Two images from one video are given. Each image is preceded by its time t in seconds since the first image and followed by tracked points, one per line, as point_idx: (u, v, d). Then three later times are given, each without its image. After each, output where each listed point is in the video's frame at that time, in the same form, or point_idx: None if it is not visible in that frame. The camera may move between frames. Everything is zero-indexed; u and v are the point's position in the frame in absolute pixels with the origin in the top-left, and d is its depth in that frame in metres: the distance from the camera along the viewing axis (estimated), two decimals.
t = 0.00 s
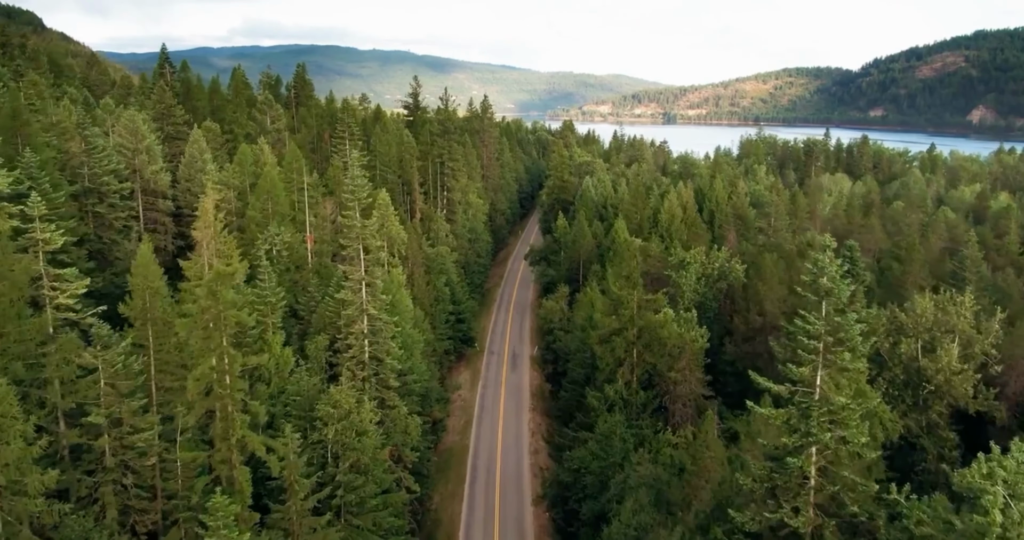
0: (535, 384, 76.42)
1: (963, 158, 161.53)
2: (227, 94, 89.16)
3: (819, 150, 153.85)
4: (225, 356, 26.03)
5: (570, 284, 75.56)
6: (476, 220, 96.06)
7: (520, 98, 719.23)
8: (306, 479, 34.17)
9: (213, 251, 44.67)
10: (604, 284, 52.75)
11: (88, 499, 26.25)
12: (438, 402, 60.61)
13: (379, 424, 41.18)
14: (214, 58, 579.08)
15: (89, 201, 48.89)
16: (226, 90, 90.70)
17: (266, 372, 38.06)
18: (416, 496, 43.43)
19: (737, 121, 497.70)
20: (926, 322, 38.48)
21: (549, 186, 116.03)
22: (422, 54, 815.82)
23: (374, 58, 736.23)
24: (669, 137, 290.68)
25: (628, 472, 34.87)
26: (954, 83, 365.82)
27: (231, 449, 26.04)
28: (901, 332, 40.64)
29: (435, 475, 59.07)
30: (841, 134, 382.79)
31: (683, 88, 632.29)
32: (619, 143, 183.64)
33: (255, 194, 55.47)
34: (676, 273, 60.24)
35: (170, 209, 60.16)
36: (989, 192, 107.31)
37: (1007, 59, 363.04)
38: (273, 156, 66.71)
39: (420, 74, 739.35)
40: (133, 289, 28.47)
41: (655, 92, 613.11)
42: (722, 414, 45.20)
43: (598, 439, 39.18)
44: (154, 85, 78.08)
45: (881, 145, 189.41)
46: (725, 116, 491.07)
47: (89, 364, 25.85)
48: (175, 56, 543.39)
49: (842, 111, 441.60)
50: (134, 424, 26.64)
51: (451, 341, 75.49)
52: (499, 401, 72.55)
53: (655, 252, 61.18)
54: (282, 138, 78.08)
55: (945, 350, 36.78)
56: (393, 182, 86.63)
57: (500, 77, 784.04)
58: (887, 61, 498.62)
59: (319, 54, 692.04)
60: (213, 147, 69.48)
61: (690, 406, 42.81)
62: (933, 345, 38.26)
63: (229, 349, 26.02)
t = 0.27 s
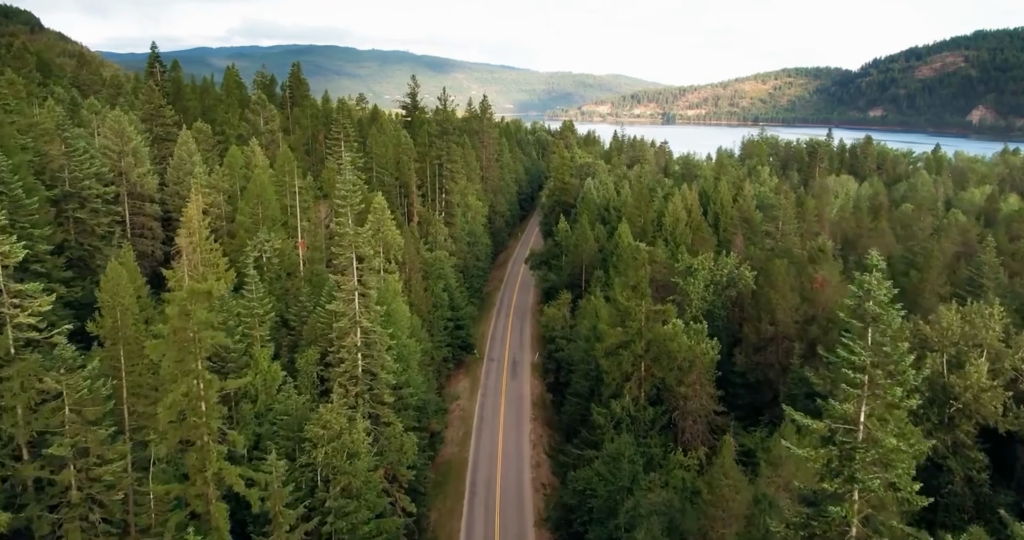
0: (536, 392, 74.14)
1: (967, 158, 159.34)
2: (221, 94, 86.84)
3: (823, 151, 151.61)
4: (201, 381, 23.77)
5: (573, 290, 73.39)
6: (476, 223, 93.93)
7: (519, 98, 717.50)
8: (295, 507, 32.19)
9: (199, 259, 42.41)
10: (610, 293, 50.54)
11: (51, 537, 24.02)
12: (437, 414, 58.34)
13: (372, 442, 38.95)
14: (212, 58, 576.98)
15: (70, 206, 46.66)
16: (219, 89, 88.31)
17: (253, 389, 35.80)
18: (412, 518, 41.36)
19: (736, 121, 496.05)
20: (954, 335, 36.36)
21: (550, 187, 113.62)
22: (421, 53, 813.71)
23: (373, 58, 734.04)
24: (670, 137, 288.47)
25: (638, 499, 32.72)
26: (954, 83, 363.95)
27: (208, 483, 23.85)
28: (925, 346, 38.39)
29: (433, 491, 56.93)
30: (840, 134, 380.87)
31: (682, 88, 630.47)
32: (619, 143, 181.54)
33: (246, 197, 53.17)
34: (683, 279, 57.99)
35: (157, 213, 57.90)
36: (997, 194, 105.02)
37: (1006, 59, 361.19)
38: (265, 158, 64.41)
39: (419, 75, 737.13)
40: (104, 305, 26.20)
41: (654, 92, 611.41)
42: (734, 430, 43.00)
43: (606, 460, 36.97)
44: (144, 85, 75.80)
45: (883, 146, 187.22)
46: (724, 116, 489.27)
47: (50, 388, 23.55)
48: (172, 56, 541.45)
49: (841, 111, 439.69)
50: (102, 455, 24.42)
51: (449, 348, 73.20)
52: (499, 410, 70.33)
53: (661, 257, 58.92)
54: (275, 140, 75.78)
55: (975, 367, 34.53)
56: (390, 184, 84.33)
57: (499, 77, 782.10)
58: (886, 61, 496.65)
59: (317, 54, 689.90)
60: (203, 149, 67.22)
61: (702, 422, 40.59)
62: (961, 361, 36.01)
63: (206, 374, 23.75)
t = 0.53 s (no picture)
0: (537, 403, 71.52)
1: (972, 158, 156.95)
2: (212, 94, 84.09)
3: (827, 152, 149.13)
4: (166, 417, 21.15)
5: (576, 297, 70.83)
6: (475, 226, 91.24)
7: (517, 97, 714.94)
8: None
9: (179, 269, 39.81)
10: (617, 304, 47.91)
11: None
12: (434, 429, 55.72)
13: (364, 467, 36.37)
14: (209, 57, 573.73)
15: (45, 212, 44.03)
16: (210, 89, 85.56)
17: (234, 411, 33.18)
18: None
19: (735, 121, 493.95)
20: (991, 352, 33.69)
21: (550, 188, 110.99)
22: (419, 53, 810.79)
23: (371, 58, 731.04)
24: (670, 137, 286.06)
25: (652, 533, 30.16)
26: (954, 83, 361.85)
27: (175, 531, 21.26)
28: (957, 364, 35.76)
29: (430, 509, 54.31)
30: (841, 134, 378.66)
31: (681, 88, 628.36)
32: (619, 143, 179.04)
33: (232, 202, 50.47)
34: (691, 288, 55.38)
35: (141, 217, 55.22)
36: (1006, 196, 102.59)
37: (1006, 59, 359.15)
38: (255, 160, 61.70)
39: (418, 75, 734.29)
40: (60, 329, 24.49)
41: (653, 92, 609.07)
42: (749, 452, 40.40)
43: (616, 488, 34.43)
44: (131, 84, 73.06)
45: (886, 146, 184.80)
46: (724, 116, 487.04)
47: None
48: (168, 56, 538.08)
49: (841, 111, 437.52)
50: (55, 498, 21.82)
51: (448, 357, 70.51)
52: (499, 422, 67.71)
53: (669, 265, 56.29)
54: (268, 141, 73.09)
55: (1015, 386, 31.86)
56: (386, 187, 81.63)
57: (498, 77, 779.59)
58: (886, 61, 494.71)
59: (315, 54, 686.87)
60: (191, 151, 64.54)
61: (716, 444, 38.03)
62: (997, 380, 33.37)
63: (171, 410, 21.12)
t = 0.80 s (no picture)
0: (539, 413, 69.28)
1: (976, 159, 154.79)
2: (203, 93, 81.76)
3: (830, 153, 147.01)
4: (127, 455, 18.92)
5: (579, 304, 68.63)
6: (474, 229, 88.94)
7: (516, 97, 712.76)
8: None
9: (161, 280, 37.53)
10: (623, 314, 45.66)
11: None
12: (432, 443, 53.50)
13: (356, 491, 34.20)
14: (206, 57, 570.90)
15: (21, 218, 41.73)
16: (201, 88, 83.19)
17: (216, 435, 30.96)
18: None
19: (735, 122, 492.05)
20: None
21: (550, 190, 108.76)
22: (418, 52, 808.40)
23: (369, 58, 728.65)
24: (670, 137, 284.12)
25: None
26: (954, 83, 359.97)
27: None
28: (990, 381, 33.49)
29: (428, 527, 52.09)
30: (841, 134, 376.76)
31: (680, 88, 626.44)
32: (618, 143, 176.89)
33: (220, 206, 48.18)
34: (700, 296, 53.22)
35: (127, 222, 52.94)
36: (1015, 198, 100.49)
37: (1006, 58, 357.37)
38: (246, 162, 59.42)
39: (417, 74, 732.02)
40: (16, 357, 23.56)
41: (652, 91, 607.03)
42: (764, 473, 38.24)
43: (625, 515, 32.28)
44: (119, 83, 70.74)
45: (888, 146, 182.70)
46: (723, 117, 485.11)
47: None
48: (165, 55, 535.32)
49: (841, 111, 435.66)
50: None
51: (446, 366, 68.23)
52: (499, 432, 65.46)
53: (676, 272, 54.05)
54: (260, 142, 70.77)
55: None
56: (383, 189, 79.30)
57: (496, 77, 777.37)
58: (885, 61, 492.92)
59: (313, 53, 684.21)
60: (180, 153, 62.30)
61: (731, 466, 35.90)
62: None
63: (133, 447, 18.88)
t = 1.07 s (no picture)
0: (540, 425, 66.69)
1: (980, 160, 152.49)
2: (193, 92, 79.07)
3: (835, 154, 144.65)
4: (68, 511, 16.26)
5: (582, 312, 66.10)
6: (473, 233, 86.33)
7: (514, 97, 710.15)
8: None
9: (136, 294, 34.92)
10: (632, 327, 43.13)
11: None
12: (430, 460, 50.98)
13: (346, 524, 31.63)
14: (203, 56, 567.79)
15: None
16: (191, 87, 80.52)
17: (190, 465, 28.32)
18: None
19: (734, 122, 489.65)
20: None
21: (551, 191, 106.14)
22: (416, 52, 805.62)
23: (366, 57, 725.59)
24: (670, 137, 281.66)
25: None
26: (953, 83, 358.00)
27: None
28: None
29: None
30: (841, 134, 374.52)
31: (679, 88, 624.27)
32: (618, 144, 174.43)
33: (204, 213, 45.55)
34: (711, 306, 50.70)
35: (108, 229, 50.32)
36: None
37: (1005, 58, 355.50)
38: (235, 165, 56.79)
39: (416, 74, 729.43)
40: None
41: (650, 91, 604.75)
42: (784, 500, 35.86)
43: None
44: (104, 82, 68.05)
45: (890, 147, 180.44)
46: (722, 117, 482.88)
47: None
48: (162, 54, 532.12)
49: (840, 112, 433.54)
50: None
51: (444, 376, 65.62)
52: (499, 446, 62.86)
53: (686, 281, 51.52)
54: (251, 144, 68.13)
55: None
56: (379, 192, 76.69)
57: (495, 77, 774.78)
58: (885, 61, 490.94)
59: (311, 53, 681.30)
60: (166, 155, 59.67)
61: (750, 495, 33.45)
62: None
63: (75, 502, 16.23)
